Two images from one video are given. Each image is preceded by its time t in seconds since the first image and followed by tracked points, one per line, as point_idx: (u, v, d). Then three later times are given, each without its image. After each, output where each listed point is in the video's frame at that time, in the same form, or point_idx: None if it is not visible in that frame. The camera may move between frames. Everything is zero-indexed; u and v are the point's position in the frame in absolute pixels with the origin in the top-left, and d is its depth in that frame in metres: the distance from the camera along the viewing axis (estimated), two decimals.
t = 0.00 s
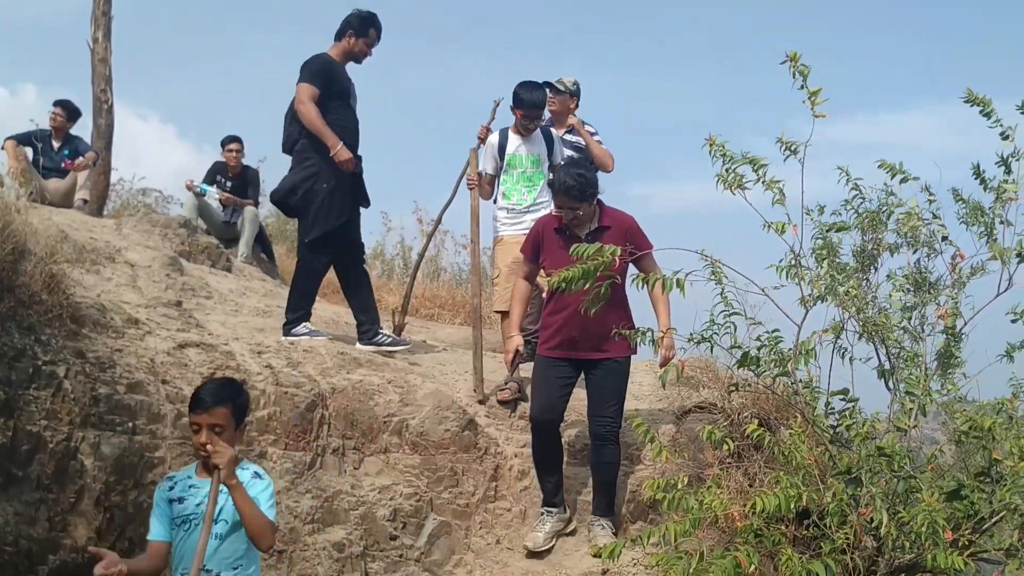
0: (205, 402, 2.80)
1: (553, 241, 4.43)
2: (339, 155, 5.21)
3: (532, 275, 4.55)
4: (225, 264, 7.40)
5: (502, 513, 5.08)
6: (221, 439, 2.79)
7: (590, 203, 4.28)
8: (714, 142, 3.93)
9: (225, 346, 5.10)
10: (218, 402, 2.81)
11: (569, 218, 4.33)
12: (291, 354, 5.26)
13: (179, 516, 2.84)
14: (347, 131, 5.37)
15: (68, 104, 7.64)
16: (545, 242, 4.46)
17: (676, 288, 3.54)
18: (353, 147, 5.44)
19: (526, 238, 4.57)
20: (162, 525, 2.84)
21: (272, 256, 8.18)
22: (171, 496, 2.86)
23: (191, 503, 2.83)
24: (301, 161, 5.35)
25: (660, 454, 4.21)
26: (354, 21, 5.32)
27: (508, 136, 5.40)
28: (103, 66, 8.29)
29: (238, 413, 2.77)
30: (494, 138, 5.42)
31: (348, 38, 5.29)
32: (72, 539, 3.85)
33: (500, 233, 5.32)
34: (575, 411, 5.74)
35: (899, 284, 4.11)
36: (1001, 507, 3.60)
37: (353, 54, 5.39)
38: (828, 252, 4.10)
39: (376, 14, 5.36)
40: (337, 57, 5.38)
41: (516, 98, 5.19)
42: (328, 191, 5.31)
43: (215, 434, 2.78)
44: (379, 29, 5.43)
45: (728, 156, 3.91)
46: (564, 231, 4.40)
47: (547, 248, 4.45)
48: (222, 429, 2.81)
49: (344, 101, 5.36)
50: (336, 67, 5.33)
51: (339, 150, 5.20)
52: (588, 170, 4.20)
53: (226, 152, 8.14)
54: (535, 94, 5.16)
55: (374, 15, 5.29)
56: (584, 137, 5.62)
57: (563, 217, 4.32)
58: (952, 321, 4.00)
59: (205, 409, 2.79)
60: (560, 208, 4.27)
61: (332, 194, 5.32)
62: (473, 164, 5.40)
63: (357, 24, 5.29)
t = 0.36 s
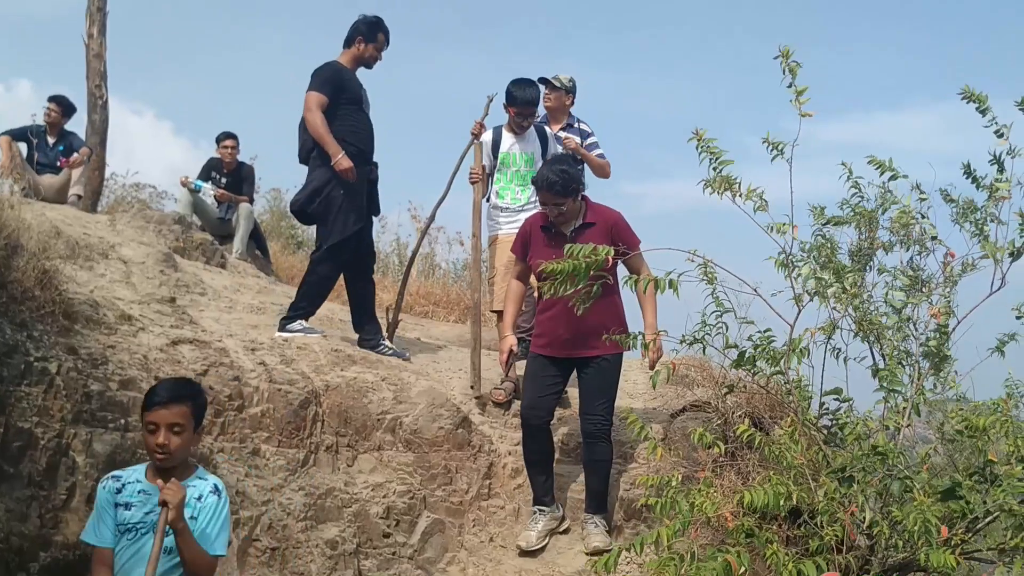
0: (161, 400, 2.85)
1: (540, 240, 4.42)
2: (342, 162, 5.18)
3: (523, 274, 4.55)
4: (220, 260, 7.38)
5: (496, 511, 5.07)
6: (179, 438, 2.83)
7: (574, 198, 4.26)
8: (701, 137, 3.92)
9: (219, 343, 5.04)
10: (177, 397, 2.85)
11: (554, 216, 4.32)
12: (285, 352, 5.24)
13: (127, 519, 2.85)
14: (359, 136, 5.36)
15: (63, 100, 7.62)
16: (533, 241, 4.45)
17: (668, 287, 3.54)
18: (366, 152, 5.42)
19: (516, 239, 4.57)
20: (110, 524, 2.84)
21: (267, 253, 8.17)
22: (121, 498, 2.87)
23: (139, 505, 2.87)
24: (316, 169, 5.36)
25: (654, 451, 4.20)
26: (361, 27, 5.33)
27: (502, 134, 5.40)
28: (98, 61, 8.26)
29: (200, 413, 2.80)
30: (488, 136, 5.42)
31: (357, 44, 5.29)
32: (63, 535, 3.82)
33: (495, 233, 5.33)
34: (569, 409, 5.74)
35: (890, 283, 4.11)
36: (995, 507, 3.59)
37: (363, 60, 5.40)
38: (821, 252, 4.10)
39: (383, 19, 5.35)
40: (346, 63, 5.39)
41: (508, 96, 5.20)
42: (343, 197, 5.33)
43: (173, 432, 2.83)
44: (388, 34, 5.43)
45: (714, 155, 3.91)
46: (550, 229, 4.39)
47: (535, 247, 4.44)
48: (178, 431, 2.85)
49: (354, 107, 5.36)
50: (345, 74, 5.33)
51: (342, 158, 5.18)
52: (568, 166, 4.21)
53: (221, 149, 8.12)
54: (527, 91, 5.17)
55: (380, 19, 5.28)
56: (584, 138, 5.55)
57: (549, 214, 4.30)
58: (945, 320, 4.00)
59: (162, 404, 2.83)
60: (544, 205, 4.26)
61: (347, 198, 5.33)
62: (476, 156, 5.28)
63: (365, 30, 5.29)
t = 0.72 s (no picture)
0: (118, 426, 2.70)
1: (528, 239, 4.39)
2: (335, 175, 5.17)
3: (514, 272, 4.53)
4: (213, 257, 7.34)
5: (489, 511, 5.05)
6: (133, 468, 2.69)
7: (558, 195, 4.23)
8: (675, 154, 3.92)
9: (212, 340, 5.00)
10: (136, 424, 2.71)
11: (540, 214, 4.29)
12: (278, 349, 5.21)
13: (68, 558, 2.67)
14: (372, 139, 5.35)
15: (56, 94, 7.58)
16: (520, 240, 4.43)
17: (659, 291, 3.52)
18: (381, 155, 5.40)
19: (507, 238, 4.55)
20: (50, 561, 2.63)
21: (261, 250, 8.14)
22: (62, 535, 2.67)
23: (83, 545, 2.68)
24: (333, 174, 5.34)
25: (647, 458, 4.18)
26: (370, 28, 5.33)
27: (499, 135, 5.37)
28: (91, 56, 8.22)
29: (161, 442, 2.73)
30: (484, 135, 5.37)
31: (366, 45, 5.30)
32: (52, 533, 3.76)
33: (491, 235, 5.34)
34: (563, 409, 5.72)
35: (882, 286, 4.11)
36: (989, 510, 3.58)
37: (374, 61, 5.40)
38: (817, 254, 4.09)
39: (392, 20, 5.34)
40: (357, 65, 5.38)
41: (507, 98, 5.15)
42: (366, 201, 5.26)
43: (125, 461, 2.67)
44: (397, 35, 5.42)
45: (695, 167, 3.90)
46: (538, 228, 4.36)
47: (524, 246, 4.42)
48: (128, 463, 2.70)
49: (367, 110, 5.35)
50: (357, 77, 5.33)
51: (338, 169, 5.16)
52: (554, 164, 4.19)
53: (215, 145, 8.08)
54: (527, 95, 5.11)
55: (388, 20, 5.26)
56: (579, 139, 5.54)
57: (535, 212, 4.27)
58: (941, 324, 4.00)
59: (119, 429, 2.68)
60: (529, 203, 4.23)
61: (369, 203, 5.30)
62: (477, 155, 5.28)
63: (374, 31, 5.29)
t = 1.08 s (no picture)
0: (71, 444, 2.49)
1: (529, 234, 4.40)
2: (354, 172, 5.20)
3: (515, 266, 4.53)
4: (218, 253, 7.35)
5: (493, 506, 5.06)
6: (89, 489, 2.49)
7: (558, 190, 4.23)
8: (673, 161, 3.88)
9: (217, 335, 5.01)
10: (92, 442, 2.49)
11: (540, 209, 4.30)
12: (283, 344, 5.22)
13: None
14: (390, 135, 5.33)
15: (62, 90, 7.59)
16: (521, 235, 4.44)
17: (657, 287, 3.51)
18: (400, 152, 5.38)
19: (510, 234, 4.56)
20: None
21: (266, 246, 8.16)
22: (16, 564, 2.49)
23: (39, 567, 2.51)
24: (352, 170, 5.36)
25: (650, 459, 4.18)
26: (391, 26, 5.31)
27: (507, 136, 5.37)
28: (97, 52, 8.23)
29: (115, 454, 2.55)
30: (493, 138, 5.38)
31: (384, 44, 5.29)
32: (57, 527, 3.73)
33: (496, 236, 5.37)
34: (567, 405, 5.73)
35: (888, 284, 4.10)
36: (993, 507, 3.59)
37: (394, 59, 5.38)
38: (823, 250, 4.08)
39: (411, 17, 5.31)
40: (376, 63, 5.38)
41: (517, 102, 5.12)
42: (389, 195, 5.25)
43: (80, 483, 2.46)
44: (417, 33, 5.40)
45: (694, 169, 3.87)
46: (539, 223, 4.36)
47: (524, 242, 4.42)
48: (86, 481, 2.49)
49: (385, 107, 5.34)
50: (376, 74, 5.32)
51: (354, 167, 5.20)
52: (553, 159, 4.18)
53: (220, 141, 8.10)
54: (537, 98, 5.08)
55: (406, 17, 5.23)
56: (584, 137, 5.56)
57: (535, 207, 4.27)
58: (949, 321, 3.99)
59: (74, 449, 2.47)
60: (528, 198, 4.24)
61: (395, 198, 5.26)
62: (485, 156, 5.29)
63: (393, 29, 5.27)
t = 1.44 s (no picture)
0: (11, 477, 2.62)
1: (535, 239, 4.40)
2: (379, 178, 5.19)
3: (525, 272, 4.51)
4: (226, 256, 7.36)
5: (498, 511, 5.05)
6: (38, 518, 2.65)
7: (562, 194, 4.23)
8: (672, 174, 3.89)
9: (223, 339, 5.02)
10: (38, 471, 2.64)
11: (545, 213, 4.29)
12: (289, 348, 5.23)
13: None
14: (410, 141, 5.34)
15: (72, 93, 7.62)
16: (527, 240, 4.44)
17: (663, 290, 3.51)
18: (419, 158, 5.39)
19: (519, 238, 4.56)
20: None
21: (274, 250, 8.18)
22: None
23: None
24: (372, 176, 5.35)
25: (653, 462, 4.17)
26: (411, 32, 5.31)
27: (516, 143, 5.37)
28: (107, 55, 8.27)
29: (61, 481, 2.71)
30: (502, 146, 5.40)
31: (405, 50, 5.29)
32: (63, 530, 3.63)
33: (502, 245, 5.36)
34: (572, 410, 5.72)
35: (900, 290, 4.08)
36: (1000, 516, 3.58)
37: (413, 64, 5.38)
38: (831, 256, 4.07)
39: (431, 23, 5.32)
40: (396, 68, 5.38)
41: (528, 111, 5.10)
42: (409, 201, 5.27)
43: (30, 514, 2.62)
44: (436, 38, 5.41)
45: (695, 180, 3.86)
46: (545, 227, 4.36)
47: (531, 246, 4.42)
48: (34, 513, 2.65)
49: (405, 113, 5.34)
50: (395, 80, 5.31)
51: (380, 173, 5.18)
52: (557, 162, 4.17)
53: (228, 145, 8.11)
54: (547, 108, 5.07)
55: (427, 23, 5.24)
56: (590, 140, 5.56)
57: (541, 211, 4.27)
58: (960, 329, 3.96)
59: (19, 482, 2.61)
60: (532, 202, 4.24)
61: (417, 204, 5.27)
62: (493, 166, 5.38)
63: (413, 35, 5.28)
